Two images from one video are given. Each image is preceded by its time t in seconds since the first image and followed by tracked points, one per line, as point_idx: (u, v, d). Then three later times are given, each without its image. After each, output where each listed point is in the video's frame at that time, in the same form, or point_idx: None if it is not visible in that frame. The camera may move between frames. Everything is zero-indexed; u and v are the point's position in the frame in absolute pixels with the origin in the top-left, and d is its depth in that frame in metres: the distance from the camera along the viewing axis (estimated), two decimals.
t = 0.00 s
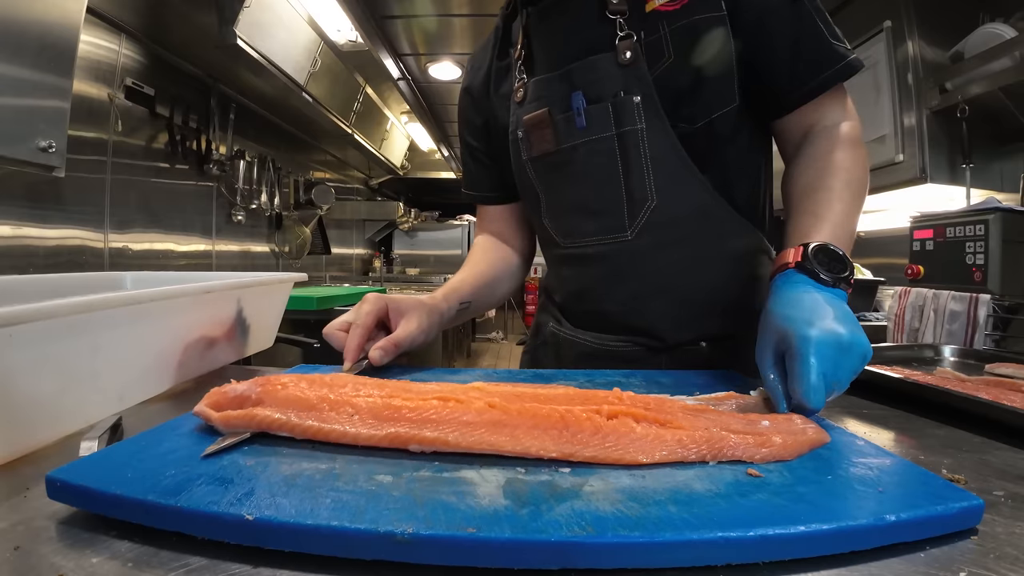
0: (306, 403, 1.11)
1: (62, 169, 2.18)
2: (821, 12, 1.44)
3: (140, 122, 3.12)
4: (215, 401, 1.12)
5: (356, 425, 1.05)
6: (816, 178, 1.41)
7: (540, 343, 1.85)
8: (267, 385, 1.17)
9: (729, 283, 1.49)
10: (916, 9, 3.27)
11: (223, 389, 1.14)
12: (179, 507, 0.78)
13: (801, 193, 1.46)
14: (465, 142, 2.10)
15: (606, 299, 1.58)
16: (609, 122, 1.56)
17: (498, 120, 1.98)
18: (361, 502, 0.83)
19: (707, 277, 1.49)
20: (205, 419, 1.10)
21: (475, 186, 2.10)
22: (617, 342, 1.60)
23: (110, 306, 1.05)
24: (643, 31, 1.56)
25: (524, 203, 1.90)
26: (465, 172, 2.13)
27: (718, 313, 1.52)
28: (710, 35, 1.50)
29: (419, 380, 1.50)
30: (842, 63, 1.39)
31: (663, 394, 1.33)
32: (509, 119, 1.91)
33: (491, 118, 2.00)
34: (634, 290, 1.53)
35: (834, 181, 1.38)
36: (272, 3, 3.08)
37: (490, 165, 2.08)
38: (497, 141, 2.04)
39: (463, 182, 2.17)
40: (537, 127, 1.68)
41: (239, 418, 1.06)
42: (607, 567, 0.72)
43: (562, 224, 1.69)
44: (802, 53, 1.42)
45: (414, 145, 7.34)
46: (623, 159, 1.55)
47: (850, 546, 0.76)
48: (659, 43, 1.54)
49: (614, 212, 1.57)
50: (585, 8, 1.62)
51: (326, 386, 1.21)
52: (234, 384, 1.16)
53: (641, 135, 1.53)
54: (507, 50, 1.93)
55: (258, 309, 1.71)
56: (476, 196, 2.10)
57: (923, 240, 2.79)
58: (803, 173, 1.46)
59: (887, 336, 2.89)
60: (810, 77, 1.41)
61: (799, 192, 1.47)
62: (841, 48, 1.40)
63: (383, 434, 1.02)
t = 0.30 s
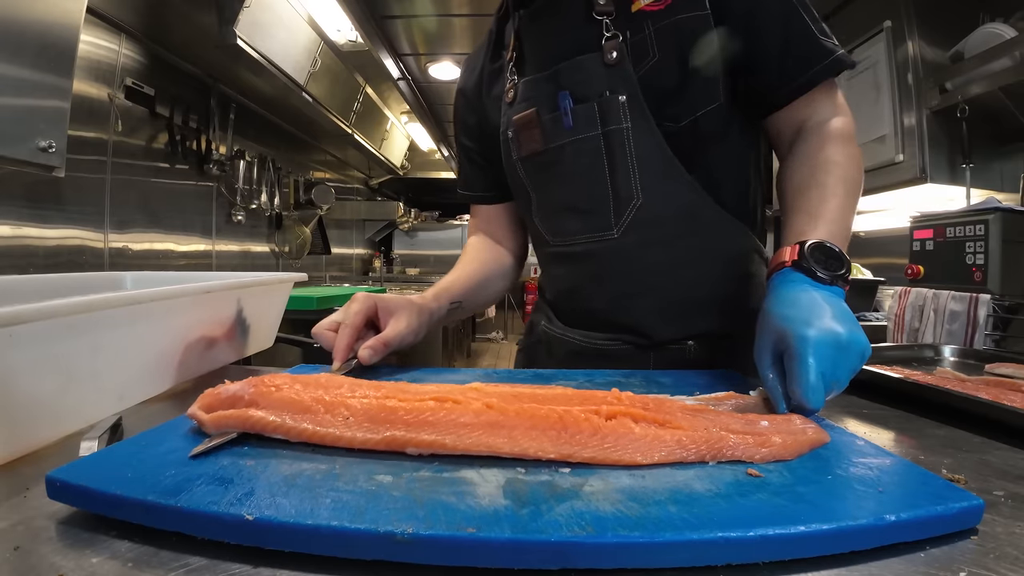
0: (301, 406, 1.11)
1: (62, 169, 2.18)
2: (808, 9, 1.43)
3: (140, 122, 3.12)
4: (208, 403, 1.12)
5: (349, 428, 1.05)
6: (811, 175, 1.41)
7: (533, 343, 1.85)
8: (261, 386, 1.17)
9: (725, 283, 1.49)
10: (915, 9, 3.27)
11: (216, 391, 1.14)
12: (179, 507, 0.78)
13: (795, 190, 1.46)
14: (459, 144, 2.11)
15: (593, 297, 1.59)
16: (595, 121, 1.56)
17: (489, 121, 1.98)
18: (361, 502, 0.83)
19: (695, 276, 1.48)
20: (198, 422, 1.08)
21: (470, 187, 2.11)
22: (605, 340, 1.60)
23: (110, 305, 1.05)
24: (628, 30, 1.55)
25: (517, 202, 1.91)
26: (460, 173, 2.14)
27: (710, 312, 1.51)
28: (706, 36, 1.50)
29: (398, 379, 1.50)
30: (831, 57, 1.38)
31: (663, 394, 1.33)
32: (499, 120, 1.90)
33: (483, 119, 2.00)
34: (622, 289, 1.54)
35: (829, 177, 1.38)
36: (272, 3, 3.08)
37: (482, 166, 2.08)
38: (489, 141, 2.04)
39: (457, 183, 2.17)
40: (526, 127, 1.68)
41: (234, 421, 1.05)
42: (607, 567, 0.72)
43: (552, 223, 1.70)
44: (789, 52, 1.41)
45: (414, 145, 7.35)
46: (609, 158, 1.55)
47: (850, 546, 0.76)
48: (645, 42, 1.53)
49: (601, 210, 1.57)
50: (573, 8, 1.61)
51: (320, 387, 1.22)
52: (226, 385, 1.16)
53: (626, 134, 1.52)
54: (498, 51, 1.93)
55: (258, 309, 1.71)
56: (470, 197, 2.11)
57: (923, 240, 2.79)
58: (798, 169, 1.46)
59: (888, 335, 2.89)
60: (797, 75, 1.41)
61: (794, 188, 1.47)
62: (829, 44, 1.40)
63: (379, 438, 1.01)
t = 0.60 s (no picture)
0: (293, 414, 1.10)
1: (62, 169, 2.18)
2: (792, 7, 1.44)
3: (140, 122, 3.12)
4: (195, 408, 1.11)
5: (347, 435, 1.03)
6: (803, 173, 1.41)
7: (523, 343, 1.85)
8: (250, 394, 1.16)
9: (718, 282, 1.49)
10: (915, 10, 3.27)
11: (201, 395, 1.12)
12: (179, 507, 0.78)
13: (787, 187, 1.46)
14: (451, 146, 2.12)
15: (580, 296, 1.59)
16: (579, 121, 1.56)
17: (479, 122, 1.99)
18: (361, 502, 0.83)
19: (677, 274, 1.48)
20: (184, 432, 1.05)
21: (461, 188, 2.11)
22: (589, 339, 1.60)
23: (110, 305, 1.05)
24: (612, 31, 1.56)
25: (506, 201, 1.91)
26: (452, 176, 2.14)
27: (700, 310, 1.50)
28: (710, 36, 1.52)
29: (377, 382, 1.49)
30: (815, 54, 1.39)
31: (663, 395, 1.33)
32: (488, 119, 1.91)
33: (473, 121, 2.01)
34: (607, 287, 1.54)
35: (821, 174, 1.38)
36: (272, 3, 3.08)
37: (473, 167, 2.09)
38: (480, 142, 2.04)
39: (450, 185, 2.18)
40: (512, 127, 1.69)
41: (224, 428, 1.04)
42: (607, 566, 0.72)
43: (539, 222, 1.70)
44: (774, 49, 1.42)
45: (413, 145, 7.35)
46: (594, 158, 1.55)
47: (850, 546, 0.76)
48: (628, 42, 1.54)
49: (586, 209, 1.57)
50: (559, 9, 1.63)
51: (313, 393, 1.21)
52: (213, 389, 1.14)
53: (609, 134, 1.53)
54: (488, 53, 1.94)
55: (258, 310, 1.71)
56: (461, 198, 2.11)
57: (923, 240, 2.79)
58: (789, 168, 1.46)
59: (887, 335, 2.89)
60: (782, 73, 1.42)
61: (786, 187, 1.48)
62: (813, 41, 1.41)
63: (379, 444, 1.00)
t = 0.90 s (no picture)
0: (292, 413, 1.10)
1: (62, 169, 2.18)
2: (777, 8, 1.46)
3: (140, 122, 3.12)
4: (195, 405, 1.11)
5: (346, 435, 1.04)
6: (793, 171, 1.42)
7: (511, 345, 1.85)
8: (250, 394, 1.16)
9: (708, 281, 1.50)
10: (916, 10, 3.27)
11: (202, 392, 1.13)
12: (179, 507, 0.78)
13: (778, 187, 1.46)
14: (439, 146, 2.12)
15: (564, 294, 1.60)
16: (564, 119, 1.55)
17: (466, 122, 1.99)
18: (361, 502, 0.83)
19: (662, 271, 1.48)
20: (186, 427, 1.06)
21: (448, 188, 2.11)
22: (577, 340, 1.60)
23: (110, 305, 1.05)
24: (596, 30, 1.56)
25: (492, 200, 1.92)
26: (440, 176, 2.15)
27: (689, 306, 1.51)
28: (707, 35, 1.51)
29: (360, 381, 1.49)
30: (799, 52, 1.42)
31: (663, 394, 1.33)
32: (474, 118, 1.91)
33: (460, 120, 2.01)
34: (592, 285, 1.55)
35: (811, 172, 1.39)
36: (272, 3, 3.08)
37: (460, 166, 2.09)
38: (466, 142, 2.05)
39: (437, 184, 2.18)
40: (496, 125, 1.68)
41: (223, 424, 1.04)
42: (607, 567, 0.72)
43: (524, 221, 1.70)
44: (759, 48, 1.44)
45: (413, 145, 7.35)
46: (578, 156, 1.55)
47: (851, 546, 0.76)
48: (612, 41, 1.53)
49: (571, 207, 1.57)
50: (542, 8, 1.62)
51: (312, 393, 1.22)
52: (214, 387, 1.14)
53: (593, 132, 1.52)
54: (474, 52, 1.94)
55: (258, 309, 1.71)
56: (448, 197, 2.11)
57: (923, 240, 2.79)
58: (778, 166, 1.47)
59: (887, 335, 2.89)
60: (766, 71, 1.44)
61: (776, 186, 1.48)
62: (798, 39, 1.43)
63: (377, 444, 1.00)
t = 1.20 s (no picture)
0: (292, 412, 1.11)
1: (62, 169, 2.18)
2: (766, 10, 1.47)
3: (140, 122, 3.12)
4: (198, 401, 1.12)
5: (343, 432, 1.04)
6: (783, 169, 1.41)
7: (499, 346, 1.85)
8: (251, 394, 1.16)
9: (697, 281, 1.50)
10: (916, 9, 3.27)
11: (206, 388, 1.14)
12: (179, 507, 0.78)
13: (769, 186, 1.46)
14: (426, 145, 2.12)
15: (551, 293, 1.60)
16: (553, 116, 1.55)
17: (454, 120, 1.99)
18: (361, 502, 0.83)
19: (650, 269, 1.48)
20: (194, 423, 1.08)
21: (435, 186, 2.11)
22: (565, 340, 1.60)
23: (110, 305, 1.06)
24: (585, 27, 1.56)
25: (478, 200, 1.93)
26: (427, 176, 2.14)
27: (678, 305, 1.51)
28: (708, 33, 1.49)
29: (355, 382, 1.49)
30: (787, 50, 1.42)
31: (663, 394, 1.33)
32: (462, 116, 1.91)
33: (447, 119, 2.01)
34: (580, 283, 1.55)
35: (802, 171, 1.39)
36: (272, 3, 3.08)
37: (446, 165, 2.08)
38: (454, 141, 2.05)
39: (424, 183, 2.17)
40: (485, 123, 1.68)
41: (226, 423, 1.06)
42: (607, 567, 0.72)
43: (512, 219, 1.69)
44: (750, 47, 1.44)
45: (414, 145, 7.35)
46: (567, 153, 1.55)
47: (850, 546, 0.76)
48: (601, 39, 1.54)
49: (560, 205, 1.56)
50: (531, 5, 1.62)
51: (314, 392, 1.23)
52: (218, 385, 1.15)
53: (583, 130, 1.52)
54: (461, 51, 1.94)
55: (258, 309, 1.71)
56: (435, 196, 2.11)
57: (923, 240, 2.79)
58: (769, 165, 1.46)
59: (887, 335, 2.89)
60: (755, 70, 1.44)
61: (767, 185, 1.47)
62: (784, 38, 1.43)
63: (375, 442, 1.00)
